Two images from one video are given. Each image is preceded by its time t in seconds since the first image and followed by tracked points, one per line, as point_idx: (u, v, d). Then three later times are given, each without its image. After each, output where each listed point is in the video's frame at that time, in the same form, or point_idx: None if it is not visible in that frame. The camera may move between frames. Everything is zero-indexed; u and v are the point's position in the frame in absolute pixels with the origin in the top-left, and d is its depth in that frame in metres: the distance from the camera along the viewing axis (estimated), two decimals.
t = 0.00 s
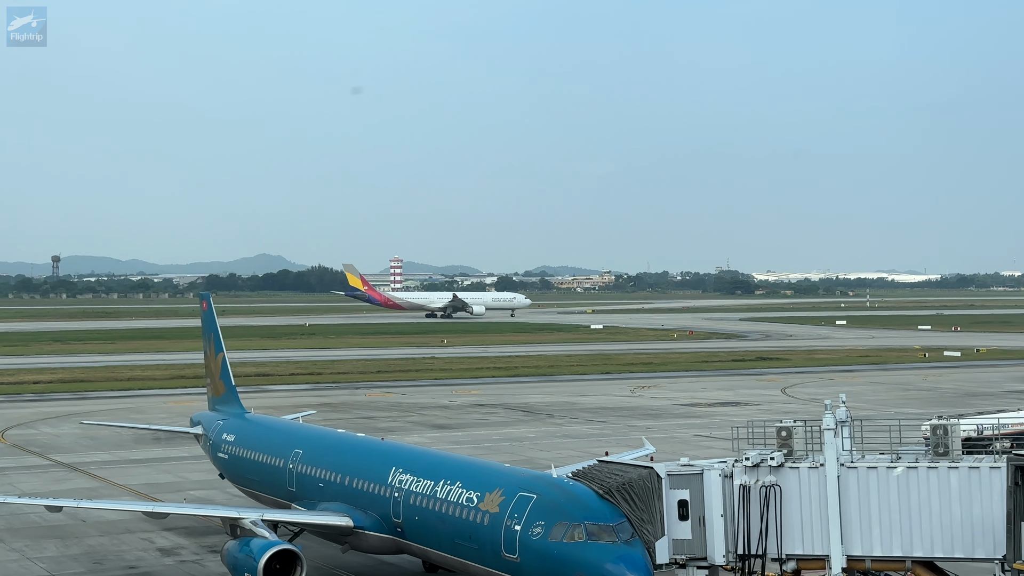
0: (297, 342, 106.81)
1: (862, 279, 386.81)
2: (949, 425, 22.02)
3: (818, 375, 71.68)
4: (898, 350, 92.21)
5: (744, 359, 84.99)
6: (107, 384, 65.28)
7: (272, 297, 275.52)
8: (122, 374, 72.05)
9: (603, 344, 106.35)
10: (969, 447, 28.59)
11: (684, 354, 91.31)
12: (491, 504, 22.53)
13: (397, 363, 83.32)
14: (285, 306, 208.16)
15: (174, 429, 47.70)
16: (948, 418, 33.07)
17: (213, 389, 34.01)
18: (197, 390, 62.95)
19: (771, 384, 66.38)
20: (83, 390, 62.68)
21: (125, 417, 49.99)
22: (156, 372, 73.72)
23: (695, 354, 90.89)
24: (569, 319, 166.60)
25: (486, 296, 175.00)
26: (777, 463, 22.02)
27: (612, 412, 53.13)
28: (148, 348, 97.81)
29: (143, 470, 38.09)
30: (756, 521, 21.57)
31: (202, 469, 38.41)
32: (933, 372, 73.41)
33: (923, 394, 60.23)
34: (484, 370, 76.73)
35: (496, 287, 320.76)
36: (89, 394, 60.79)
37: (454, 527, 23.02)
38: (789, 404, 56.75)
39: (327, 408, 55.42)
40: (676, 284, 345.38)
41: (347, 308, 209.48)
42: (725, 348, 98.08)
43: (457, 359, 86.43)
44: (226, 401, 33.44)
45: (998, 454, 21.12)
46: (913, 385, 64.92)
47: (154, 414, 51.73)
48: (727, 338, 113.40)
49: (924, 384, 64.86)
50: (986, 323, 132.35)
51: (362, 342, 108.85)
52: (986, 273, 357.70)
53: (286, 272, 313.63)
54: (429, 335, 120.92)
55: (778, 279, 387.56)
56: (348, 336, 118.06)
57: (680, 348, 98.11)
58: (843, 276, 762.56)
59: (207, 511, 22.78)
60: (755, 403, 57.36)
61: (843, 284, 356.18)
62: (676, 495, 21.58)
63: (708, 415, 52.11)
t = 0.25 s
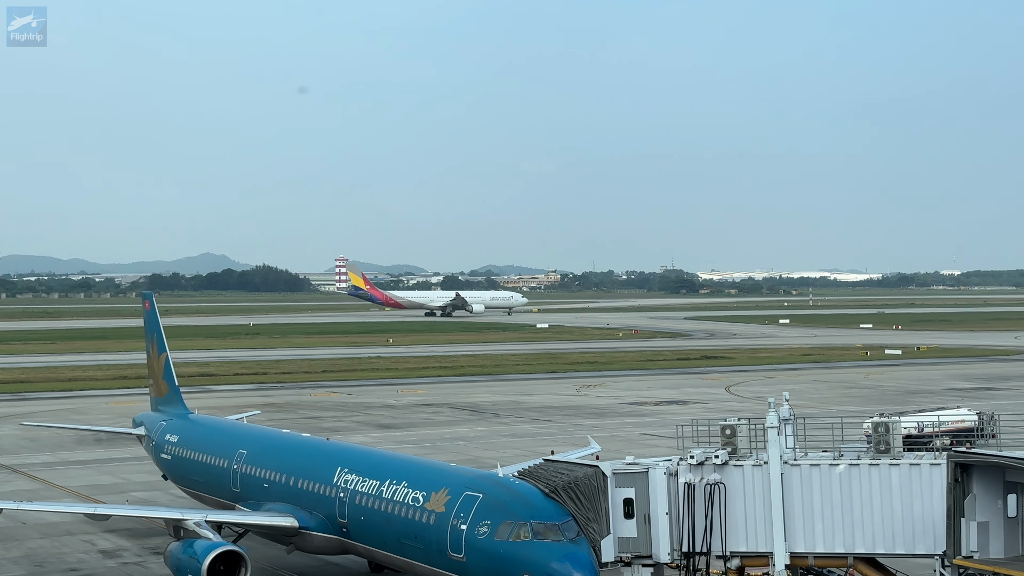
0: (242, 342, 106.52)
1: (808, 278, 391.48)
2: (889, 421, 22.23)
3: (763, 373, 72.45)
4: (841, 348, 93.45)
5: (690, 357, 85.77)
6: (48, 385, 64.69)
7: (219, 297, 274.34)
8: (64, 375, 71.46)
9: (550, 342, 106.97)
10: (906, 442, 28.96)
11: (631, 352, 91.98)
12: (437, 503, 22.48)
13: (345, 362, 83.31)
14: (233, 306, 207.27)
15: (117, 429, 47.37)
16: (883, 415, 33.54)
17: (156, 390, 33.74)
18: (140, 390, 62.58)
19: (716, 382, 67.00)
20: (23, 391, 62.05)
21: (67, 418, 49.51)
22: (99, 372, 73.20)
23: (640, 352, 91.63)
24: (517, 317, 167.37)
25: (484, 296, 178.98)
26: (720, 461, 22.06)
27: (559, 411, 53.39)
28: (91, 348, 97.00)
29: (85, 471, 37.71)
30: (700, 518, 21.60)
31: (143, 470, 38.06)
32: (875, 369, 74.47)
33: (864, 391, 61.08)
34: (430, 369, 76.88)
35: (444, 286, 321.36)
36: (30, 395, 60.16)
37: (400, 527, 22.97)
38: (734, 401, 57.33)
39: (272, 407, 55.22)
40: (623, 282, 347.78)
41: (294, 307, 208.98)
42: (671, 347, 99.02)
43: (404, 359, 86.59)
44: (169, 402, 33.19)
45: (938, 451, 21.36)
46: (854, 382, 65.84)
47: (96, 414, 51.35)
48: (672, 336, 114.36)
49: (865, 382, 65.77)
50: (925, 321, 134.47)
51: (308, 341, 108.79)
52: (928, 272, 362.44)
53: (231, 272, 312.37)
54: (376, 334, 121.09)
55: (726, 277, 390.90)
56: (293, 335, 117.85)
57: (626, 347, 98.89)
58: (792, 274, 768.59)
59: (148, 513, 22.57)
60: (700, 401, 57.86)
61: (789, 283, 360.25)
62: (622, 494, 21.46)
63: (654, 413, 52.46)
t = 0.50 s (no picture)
0: (189, 340, 105.66)
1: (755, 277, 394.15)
2: (834, 417, 22.44)
3: (711, 371, 72.86)
4: (788, 345, 94.25)
5: (639, 354, 86.15)
6: None
7: (165, 295, 271.96)
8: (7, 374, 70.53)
9: (500, 340, 107.09)
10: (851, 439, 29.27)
11: (580, 350, 92.24)
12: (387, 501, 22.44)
13: (294, 361, 82.88)
14: (179, 305, 205.50)
15: (62, 429, 46.89)
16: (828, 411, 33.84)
17: (103, 389, 33.43)
18: (84, 389, 61.98)
19: (665, 380, 67.33)
20: None
21: (10, 418, 48.90)
22: (42, 371, 72.36)
23: (589, 350, 91.95)
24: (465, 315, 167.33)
25: (485, 292, 181.20)
26: (668, 459, 22.15)
27: (508, 409, 53.39)
28: (34, 347, 95.84)
29: (28, 471, 37.32)
30: (648, 515, 21.63)
31: (87, 471, 37.63)
32: (821, 366, 75.19)
33: (810, 388, 61.62)
34: (380, 368, 76.66)
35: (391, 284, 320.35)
36: None
37: (349, 525, 22.90)
38: (682, 399, 57.62)
39: (219, 406, 54.79)
40: (572, 281, 348.50)
41: (242, 306, 207.53)
42: (621, 344, 99.43)
43: (353, 357, 86.33)
44: (115, 401, 32.88)
45: (884, 447, 21.58)
46: (800, 379, 66.41)
47: (40, 414, 50.76)
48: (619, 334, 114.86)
49: (811, 379, 66.37)
50: (869, 319, 135.91)
51: (256, 340, 108.15)
52: (875, 270, 365.88)
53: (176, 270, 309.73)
54: (324, 333, 120.64)
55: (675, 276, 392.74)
56: (239, 334, 117.07)
57: (576, 345, 99.12)
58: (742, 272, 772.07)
59: (94, 513, 22.32)
60: (648, 398, 58.11)
61: (737, 281, 362.55)
62: (571, 491, 21.45)
63: (603, 411, 52.61)
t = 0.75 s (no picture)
0: (137, 338, 104.66)
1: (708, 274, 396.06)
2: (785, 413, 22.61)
3: (663, 368, 73.17)
4: (739, 342, 94.79)
5: (591, 352, 86.34)
6: None
7: (114, 292, 269.23)
8: None
9: (452, 337, 106.94)
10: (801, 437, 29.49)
11: (533, 347, 92.29)
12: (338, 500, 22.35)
13: (244, 358, 82.35)
14: (127, 302, 203.64)
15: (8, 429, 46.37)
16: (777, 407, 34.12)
17: (50, 388, 33.06)
18: (31, 387, 61.32)
19: (618, 377, 67.53)
20: None
21: None
22: None
23: (542, 347, 92.07)
24: (418, 312, 167.06)
25: (487, 288, 182.46)
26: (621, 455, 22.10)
27: (461, 406, 53.33)
28: None
29: None
30: (601, 511, 21.68)
31: (35, 470, 37.19)
32: (772, 363, 75.72)
33: (760, 385, 62.04)
34: (332, 365, 76.32)
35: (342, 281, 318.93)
36: None
37: (300, 523, 22.81)
38: (635, 395, 57.79)
39: (169, 404, 54.31)
40: (525, 278, 348.70)
41: (191, 303, 205.99)
42: (574, 341, 99.65)
43: (305, 354, 85.94)
44: (63, 399, 32.55)
45: (834, 443, 21.77)
46: (751, 376, 66.84)
47: None
48: (571, 331, 115.01)
49: (762, 376, 66.81)
50: (818, 315, 137.01)
51: (205, 337, 107.34)
52: (825, 267, 369.34)
53: (126, 268, 306.95)
54: (275, 330, 120.01)
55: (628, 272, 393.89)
56: (188, 331, 116.05)
57: (529, 342, 99.19)
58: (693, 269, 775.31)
59: (42, 512, 22.08)
60: (601, 395, 58.24)
61: (690, 279, 364.06)
62: (523, 488, 21.63)
63: (556, 408, 52.66)
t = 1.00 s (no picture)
0: (90, 335, 103.90)
1: (663, 271, 397.63)
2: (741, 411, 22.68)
3: (620, 364, 73.41)
4: (693, 339, 95.47)
5: (547, 348, 86.61)
6: None
7: (65, 289, 266.83)
8: None
9: (409, 335, 106.87)
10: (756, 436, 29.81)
11: (489, 344, 92.41)
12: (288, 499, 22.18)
13: (198, 355, 81.90)
14: (78, 299, 202.10)
15: None
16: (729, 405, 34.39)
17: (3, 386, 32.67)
18: None
19: (574, 374, 67.79)
20: None
21: None
22: None
23: (498, 344, 92.20)
24: (372, 309, 166.68)
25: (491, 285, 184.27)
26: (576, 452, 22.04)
27: (416, 403, 53.30)
28: None
29: None
30: (557, 509, 21.56)
31: None
32: (726, 359, 76.30)
33: (715, 382, 62.49)
34: (286, 362, 76.09)
35: (296, 278, 318.10)
36: None
37: (255, 521, 22.69)
38: (590, 392, 58.05)
39: (121, 402, 53.91)
40: (480, 276, 348.99)
41: (144, 300, 204.85)
42: (530, 338, 99.88)
43: (259, 351, 85.59)
44: (14, 397, 32.09)
45: (787, 440, 21.90)
46: (708, 373, 67.24)
47: None
48: (527, 327, 115.21)
49: (717, 373, 67.26)
50: (772, 312, 138.04)
51: (158, 334, 106.69)
52: (779, 265, 372.28)
53: (77, 265, 304.58)
54: (229, 327, 119.48)
55: (584, 269, 394.88)
56: (141, 329, 115.29)
57: (486, 339, 99.30)
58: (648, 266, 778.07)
59: None
60: (556, 392, 58.44)
61: (645, 275, 365.51)
62: (479, 485, 21.32)
63: (511, 405, 52.76)
